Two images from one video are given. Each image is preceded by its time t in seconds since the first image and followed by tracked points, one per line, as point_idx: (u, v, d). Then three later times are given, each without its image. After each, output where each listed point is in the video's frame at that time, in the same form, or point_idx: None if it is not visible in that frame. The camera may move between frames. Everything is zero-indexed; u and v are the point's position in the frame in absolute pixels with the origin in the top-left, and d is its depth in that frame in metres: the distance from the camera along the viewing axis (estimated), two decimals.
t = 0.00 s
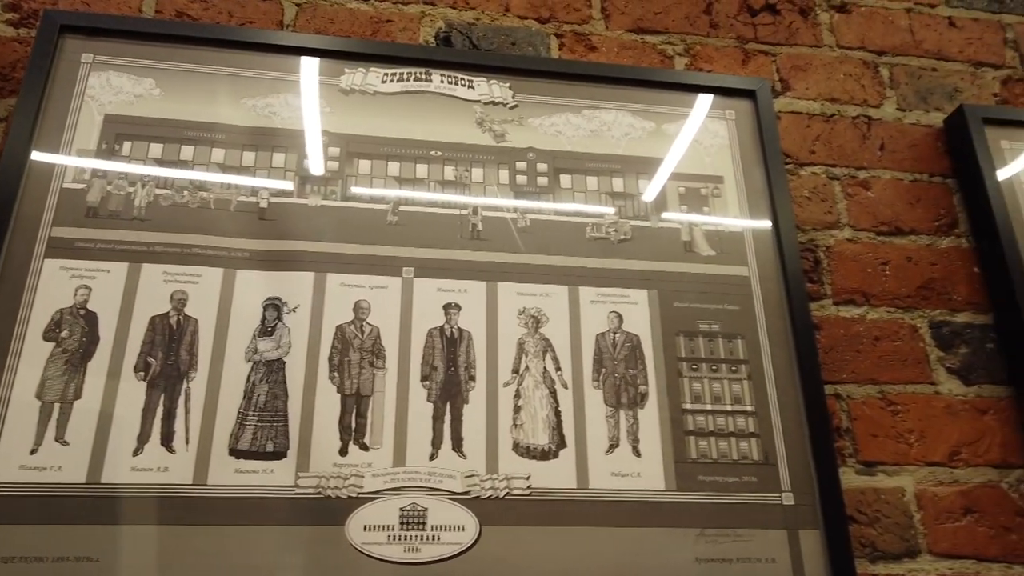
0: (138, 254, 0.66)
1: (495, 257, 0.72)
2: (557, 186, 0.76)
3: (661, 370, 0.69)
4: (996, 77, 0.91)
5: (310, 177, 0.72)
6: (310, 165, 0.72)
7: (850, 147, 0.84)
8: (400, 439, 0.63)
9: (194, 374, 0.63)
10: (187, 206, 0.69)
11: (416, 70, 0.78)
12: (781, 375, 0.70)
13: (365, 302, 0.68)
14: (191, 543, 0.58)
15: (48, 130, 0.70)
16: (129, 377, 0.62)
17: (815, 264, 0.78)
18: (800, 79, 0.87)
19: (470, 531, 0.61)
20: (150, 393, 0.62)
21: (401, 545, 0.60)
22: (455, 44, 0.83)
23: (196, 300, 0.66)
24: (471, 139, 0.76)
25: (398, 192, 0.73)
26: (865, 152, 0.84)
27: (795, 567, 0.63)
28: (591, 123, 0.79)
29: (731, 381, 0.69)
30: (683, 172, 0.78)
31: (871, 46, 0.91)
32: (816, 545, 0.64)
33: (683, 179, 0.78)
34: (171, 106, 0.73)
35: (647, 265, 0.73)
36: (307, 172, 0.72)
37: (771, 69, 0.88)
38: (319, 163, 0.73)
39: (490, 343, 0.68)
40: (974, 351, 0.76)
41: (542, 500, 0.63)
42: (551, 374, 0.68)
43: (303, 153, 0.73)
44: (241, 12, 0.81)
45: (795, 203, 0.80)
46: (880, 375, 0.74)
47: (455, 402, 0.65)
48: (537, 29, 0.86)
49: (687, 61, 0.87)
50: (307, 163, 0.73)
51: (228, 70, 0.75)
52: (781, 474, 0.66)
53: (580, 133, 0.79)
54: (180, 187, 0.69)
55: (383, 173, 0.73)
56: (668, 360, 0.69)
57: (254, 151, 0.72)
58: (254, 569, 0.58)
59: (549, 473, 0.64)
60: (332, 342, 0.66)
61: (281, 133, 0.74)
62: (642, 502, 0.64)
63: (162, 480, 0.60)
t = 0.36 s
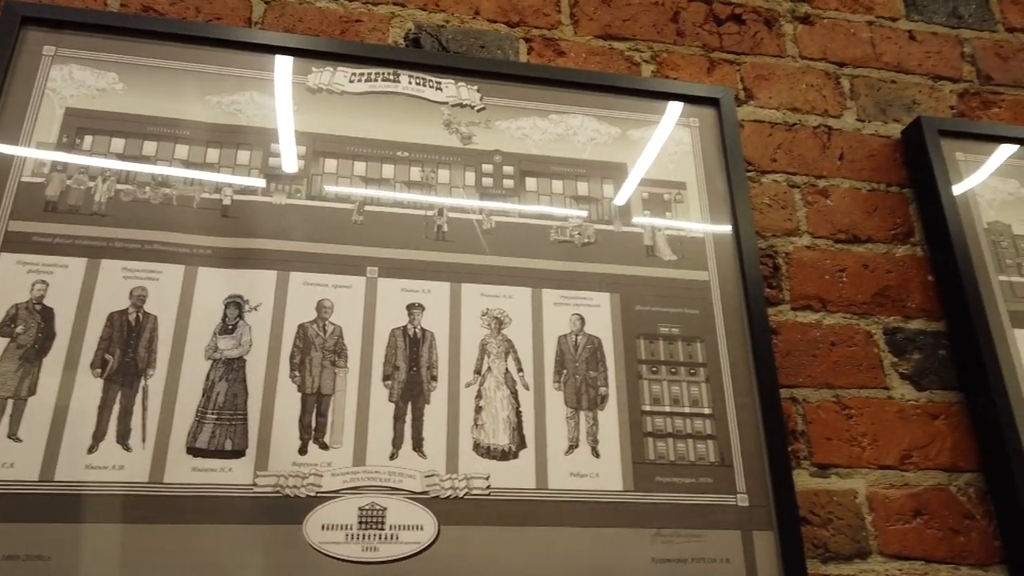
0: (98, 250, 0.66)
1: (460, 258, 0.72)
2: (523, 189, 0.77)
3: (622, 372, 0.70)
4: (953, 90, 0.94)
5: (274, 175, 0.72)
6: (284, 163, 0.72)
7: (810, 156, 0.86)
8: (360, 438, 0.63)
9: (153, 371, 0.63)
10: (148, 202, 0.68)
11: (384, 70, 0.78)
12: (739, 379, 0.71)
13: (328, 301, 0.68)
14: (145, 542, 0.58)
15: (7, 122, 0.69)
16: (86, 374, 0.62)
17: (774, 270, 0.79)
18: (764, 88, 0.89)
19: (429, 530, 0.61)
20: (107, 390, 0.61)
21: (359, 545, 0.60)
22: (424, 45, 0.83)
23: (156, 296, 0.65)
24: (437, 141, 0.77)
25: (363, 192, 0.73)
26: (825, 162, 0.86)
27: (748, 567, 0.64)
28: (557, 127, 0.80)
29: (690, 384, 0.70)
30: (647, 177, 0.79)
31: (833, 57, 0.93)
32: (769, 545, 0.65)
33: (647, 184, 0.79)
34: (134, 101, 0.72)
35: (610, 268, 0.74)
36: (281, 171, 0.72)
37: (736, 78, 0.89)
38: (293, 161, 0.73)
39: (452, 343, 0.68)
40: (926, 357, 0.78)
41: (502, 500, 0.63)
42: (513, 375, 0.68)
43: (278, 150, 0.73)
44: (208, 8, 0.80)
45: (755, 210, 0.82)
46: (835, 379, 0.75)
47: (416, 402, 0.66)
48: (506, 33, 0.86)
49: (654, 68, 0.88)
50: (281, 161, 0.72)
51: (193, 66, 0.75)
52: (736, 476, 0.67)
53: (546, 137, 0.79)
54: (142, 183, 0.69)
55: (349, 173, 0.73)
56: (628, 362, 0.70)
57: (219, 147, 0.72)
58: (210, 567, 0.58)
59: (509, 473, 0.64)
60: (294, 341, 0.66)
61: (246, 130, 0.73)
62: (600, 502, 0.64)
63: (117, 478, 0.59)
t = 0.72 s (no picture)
0: (52, 242, 0.65)
1: (423, 257, 0.72)
2: (488, 189, 0.76)
3: (582, 373, 0.70)
4: (912, 100, 0.96)
5: (236, 170, 0.71)
6: (253, 158, 0.72)
7: (773, 162, 0.87)
8: (318, 437, 0.63)
9: (106, 367, 0.61)
10: (106, 194, 0.67)
11: (350, 67, 0.78)
12: (698, 381, 0.72)
13: (288, 298, 0.67)
14: (95, 540, 0.57)
15: None
16: (37, 368, 0.60)
17: (736, 274, 0.80)
18: (729, 94, 0.90)
19: (386, 530, 0.61)
20: (58, 385, 0.60)
21: (315, 544, 0.59)
22: (392, 43, 0.83)
23: (111, 291, 0.64)
24: (402, 139, 0.76)
25: (326, 189, 0.72)
26: (787, 168, 0.88)
27: (703, 568, 0.65)
28: (523, 128, 0.80)
29: (650, 385, 0.71)
30: (612, 180, 0.80)
31: (797, 65, 0.94)
32: (724, 546, 0.66)
33: (611, 187, 0.80)
34: (93, 92, 0.71)
35: (573, 270, 0.75)
36: (250, 165, 0.72)
37: (701, 83, 0.90)
38: (263, 156, 0.72)
39: (414, 343, 0.68)
40: (882, 361, 0.80)
41: (460, 499, 0.63)
42: (474, 375, 0.68)
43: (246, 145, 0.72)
44: None
45: (718, 214, 0.83)
46: (793, 383, 0.77)
47: (376, 401, 0.65)
48: (474, 32, 0.86)
49: (621, 72, 0.89)
50: (250, 157, 0.72)
51: (155, 58, 0.74)
52: (693, 477, 0.68)
53: (512, 138, 0.79)
54: (99, 175, 0.68)
55: (312, 169, 0.73)
56: (589, 363, 0.71)
57: (179, 141, 0.71)
58: (161, 567, 0.57)
59: (467, 474, 0.64)
60: (253, 338, 0.65)
61: (208, 124, 0.72)
62: (558, 503, 0.65)
63: (67, 476, 0.58)
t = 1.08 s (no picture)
0: (5, 234, 0.64)
1: (384, 255, 0.71)
2: (452, 188, 0.76)
3: (542, 374, 0.71)
4: (871, 111, 0.98)
5: (196, 164, 0.70)
6: (220, 153, 0.71)
7: (734, 168, 0.89)
8: (274, 435, 0.63)
9: (58, 361, 0.61)
10: (61, 186, 0.66)
11: (315, 63, 0.77)
12: (656, 382, 0.73)
13: (247, 294, 0.67)
14: (43, 537, 0.56)
15: None
16: None
17: (695, 277, 0.82)
18: (692, 100, 0.92)
19: (342, 528, 0.61)
20: (7, 379, 0.59)
21: (269, 542, 0.59)
22: (358, 40, 0.83)
23: (65, 284, 0.63)
24: (367, 137, 0.76)
25: (288, 185, 0.72)
26: (748, 175, 0.89)
27: (656, 567, 0.66)
28: (489, 129, 0.80)
29: (608, 386, 0.72)
30: (575, 183, 0.81)
31: (759, 73, 0.96)
32: (678, 545, 0.67)
33: (575, 189, 0.80)
34: (50, 82, 0.70)
35: (535, 270, 0.75)
36: (217, 160, 0.71)
37: (666, 89, 0.91)
38: (231, 151, 0.72)
39: (374, 341, 0.68)
40: (836, 365, 0.81)
41: (417, 498, 0.63)
42: (434, 374, 0.68)
43: (214, 140, 0.72)
44: None
45: (679, 219, 0.84)
46: (749, 385, 0.78)
47: (334, 398, 0.65)
48: (442, 32, 0.87)
49: (587, 75, 0.89)
50: (218, 152, 0.71)
51: (114, 48, 0.73)
52: (649, 477, 0.69)
53: (477, 138, 0.79)
54: (55, 166, 0.67)
55: (274, 165, 0.72)
56: (549, 363, 0.71)
57: (138, 133, 0.70)
58: (110, 564, 0.56)
59: (425, 472, 0.64)
60: (210, 334, 0.65)
61: (168, 117, 0.72)
62: (515, 501, 0.65)
63: (15, 471, 0.57)
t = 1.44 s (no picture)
0: None
1: (340, 251, 0.71)
2: (411, 185, 0.76)
3: (496, 372, 0.71)
4: (825, 120, 1.00)
5: (149, 154, 0.69)
6: (181, 145, 0.70)
7: (691, 172, 0.91)
8: (223, 429, 0.62)
9: None
10: (8, 172, 0.65)
11: (274, 55, 0.77)
12: (609, 382, 0.74)
13: (199, 286, 0.66)
14: None
15: None
16: None
17: (651, 279, 0.83)
18: (652, 105, 0.93)
19: (290, 523, 0.60)
20: None
21: (215, 537, 0.58)
22: (319, 34, 0.82)
23: (10, 272, 0.62)
24: (326, 131, 0.75)
25: (244, 177, 0.71)
26: (704, 179, 0.91)
27: (605, 564, 0.66)
28: (449, 126, 0.80)
29: (562, 385, 0.72)
30: (534, 182, 0.81)
31: (718, 80, 0.97)
32: (626, 543, 0.68)
33: (534, 189, 0.81)
34: None
35: (492, 268, 0.75)
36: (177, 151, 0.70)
37: (626, 92, 0.93)
38: (191, 142, 0.71)
39: (328, 336, 0.67)
40: (785, 368, 0.83)
41: (367, 494, 0.63)
42: (388, 370, 0.68)
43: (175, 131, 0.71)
44: None
45: (636, 221, 0.86)
46: (701, 386, 0.79)
47: (285, 393, 0.64)
48: (404, 28, 0.86)
49: (548, 77, 0.90)
50: (176, 142, 0.70)
51: (67, 33, 0.71)
52: (600, 475, 0.70)
53: (438, 135, 0.79)
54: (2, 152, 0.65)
55: (230, 157, 0.71)
56: (504, 362, 0.72)
57: (90, 121, 0.69)
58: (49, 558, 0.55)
59: (376, 469, 0.64)
60: (159, 326, 0.64)
61: (122, 105, 0.70)
62: (466, 498, 0.65)
63: None
